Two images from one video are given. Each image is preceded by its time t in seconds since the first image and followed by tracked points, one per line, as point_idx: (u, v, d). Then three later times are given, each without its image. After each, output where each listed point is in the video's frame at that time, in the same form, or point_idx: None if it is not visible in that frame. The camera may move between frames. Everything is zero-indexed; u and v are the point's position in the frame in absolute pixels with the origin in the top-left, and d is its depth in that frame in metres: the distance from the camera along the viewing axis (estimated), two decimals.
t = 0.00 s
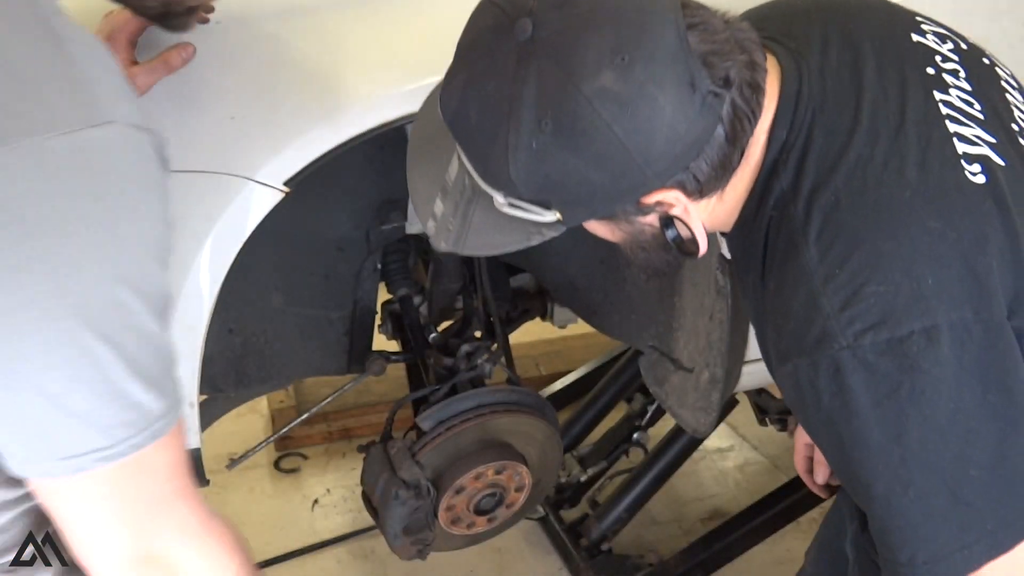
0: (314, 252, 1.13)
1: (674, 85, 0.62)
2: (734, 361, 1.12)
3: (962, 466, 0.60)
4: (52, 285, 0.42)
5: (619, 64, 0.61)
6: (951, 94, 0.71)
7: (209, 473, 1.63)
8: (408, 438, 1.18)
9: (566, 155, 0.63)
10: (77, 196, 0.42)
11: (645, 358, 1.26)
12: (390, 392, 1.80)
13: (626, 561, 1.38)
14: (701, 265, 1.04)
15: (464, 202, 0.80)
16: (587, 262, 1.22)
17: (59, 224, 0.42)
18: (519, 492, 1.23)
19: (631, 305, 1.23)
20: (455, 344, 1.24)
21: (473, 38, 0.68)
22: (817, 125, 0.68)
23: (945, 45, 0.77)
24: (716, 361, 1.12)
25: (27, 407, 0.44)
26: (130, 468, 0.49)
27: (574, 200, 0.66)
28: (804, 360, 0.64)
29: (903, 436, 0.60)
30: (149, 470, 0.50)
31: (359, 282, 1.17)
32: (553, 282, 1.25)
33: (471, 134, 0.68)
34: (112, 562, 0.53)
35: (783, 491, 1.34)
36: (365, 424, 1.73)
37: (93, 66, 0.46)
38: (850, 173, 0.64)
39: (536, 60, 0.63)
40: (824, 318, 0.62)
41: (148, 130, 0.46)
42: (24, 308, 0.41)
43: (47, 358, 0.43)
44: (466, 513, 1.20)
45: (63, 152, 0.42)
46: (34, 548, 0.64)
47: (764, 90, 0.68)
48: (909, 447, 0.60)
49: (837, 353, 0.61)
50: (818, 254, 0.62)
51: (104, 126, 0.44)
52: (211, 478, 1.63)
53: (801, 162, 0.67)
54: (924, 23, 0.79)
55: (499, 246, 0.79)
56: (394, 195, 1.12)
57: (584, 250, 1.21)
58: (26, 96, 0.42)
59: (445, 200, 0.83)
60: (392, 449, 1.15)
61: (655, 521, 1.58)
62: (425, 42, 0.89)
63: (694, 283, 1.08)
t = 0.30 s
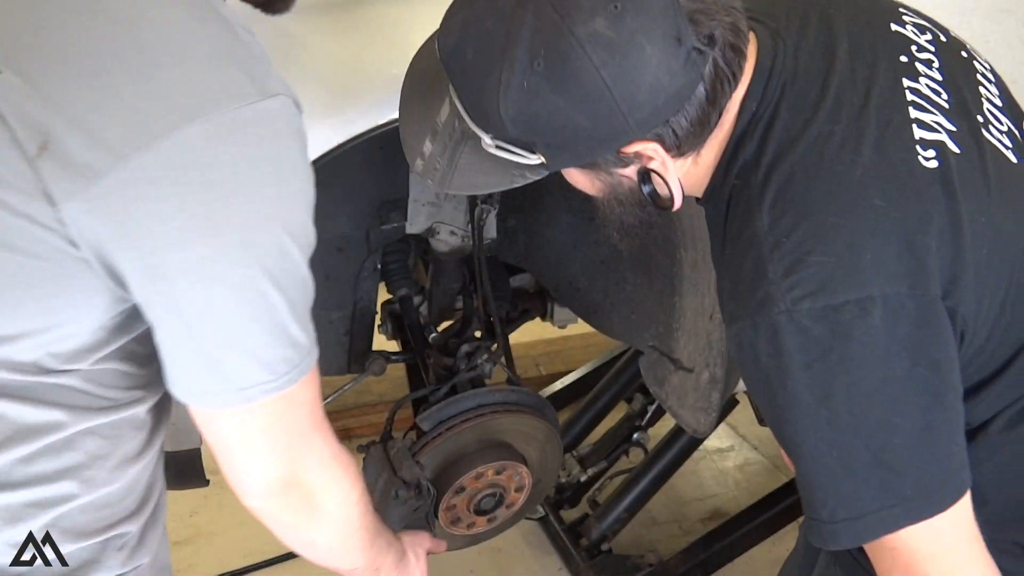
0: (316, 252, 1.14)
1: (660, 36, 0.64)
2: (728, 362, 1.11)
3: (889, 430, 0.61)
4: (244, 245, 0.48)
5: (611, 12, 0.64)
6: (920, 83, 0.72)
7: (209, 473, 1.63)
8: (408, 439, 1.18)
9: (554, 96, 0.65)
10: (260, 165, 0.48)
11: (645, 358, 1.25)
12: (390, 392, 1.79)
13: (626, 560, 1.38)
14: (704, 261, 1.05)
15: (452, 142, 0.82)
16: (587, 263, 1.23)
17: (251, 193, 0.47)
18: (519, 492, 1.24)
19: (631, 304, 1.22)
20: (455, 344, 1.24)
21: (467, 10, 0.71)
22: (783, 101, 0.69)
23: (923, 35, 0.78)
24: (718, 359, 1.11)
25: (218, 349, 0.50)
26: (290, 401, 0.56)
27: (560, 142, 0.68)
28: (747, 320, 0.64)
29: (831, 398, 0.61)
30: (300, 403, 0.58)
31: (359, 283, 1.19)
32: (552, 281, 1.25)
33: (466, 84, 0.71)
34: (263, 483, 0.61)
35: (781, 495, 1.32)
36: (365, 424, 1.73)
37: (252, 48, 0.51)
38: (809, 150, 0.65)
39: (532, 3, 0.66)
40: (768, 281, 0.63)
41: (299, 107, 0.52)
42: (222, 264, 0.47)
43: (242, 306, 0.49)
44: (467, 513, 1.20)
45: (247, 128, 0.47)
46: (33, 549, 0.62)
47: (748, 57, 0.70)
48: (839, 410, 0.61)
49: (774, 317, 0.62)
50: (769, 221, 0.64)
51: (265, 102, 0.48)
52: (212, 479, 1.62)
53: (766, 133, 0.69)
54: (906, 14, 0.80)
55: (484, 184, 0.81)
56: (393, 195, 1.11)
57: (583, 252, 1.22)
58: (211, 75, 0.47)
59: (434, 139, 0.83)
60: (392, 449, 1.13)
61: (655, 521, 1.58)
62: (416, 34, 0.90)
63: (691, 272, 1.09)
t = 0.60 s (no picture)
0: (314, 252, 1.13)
1: (648, 22, 0.65)
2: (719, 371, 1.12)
3: (859, 423, 0.61)
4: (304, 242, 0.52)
5: None
6: (905, 83, 0.72)
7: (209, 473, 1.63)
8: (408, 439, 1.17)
9: (542, 75, 0.66)
10: (318, 169, 0.52)
11: (645, 359, 1.25)
12: (391, 392, 1.80)
13: (627, 561, 1.38)
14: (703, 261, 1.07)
15: (447, 118, 0.84)
16: (587, 263, 1.22)
17: (310, 194, 0.51)
18: (519, 492, 1.24)
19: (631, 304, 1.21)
20: (455, 344, 1.23)
21: None
22: (763, 103, 0.71)
23: (915, 37, 0.79)
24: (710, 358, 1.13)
25: (275, 337, 0.54)
26: (332, 381, 0.60)
27: (546, 121, 0.69)
28: (720, 315, 0.65)
29: (802, 389, 0.61)
30: (342, 383, 0.61)
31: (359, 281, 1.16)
32: (552, 281, 1.25)
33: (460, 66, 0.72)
34: (308, 460, 0.65)
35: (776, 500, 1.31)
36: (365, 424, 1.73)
37: (297, 53, 0.54)
38: (787, 145, 0.66)
39: None
40: (742, 274, 0.63)
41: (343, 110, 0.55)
42: (283, 261, 0.51)
43: (298, 296, 0.53)
44: (466, 512, 1.20)
45: (306, 133, 0.51)
46: (31, 548, 0.60)
47: (736, 53, 0.72)
48: (810, 402, 0.61)
49: (747, 310, 0.62)
50: (745, 215, 0.65)
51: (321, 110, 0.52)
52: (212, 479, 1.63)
53: (745, 133, 0.70)
54: (901, 16, 0.81)
55: (476, 160, 0.85)
56: (395, 195, 1.08)
57: (583, 252, 1.21)
58: (272, 85, 0.50)
59: (431, 113, 0.84)
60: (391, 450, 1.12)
61: (655, 521, 1.57)
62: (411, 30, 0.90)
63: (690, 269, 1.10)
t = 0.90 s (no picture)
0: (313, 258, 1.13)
1: (648, 43, 0.65)
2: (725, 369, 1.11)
3: (861, 433, 0.61)
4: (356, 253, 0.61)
5: (601, 17, 0.64)
6: (896, 92, 0.73)
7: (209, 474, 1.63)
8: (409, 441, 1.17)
9: (543, 95, 0.65)
10: (366, 189, 0.61)
11: (645, 357, 1.25)
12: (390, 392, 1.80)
13: (627, 560, 1.38)
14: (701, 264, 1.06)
15: (449, 140, 0.84)
16: (586, 263, 1.22)
17: (362, 211, 0.61)
18: (519, 492, 1.24)
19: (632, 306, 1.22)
20: (455, 344, 1.23)
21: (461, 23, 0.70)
22: (759, 115, 0.70)
23: (903, 48, 0.79)
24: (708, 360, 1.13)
25: (332, 332, 0.64)
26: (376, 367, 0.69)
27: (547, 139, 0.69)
28: (721, 327, 0.65)
29: (802, 397, 0.61)
30: (386, 368, 0.70)
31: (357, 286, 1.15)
32: (553, 281, 1.25)
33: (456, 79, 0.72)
34: (355, 435, 0.73)
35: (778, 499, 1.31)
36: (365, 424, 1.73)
37: (326, 79, 0.62)
38: (782, 157, 0.66)
39: None
40: (741, 286, 0.63)
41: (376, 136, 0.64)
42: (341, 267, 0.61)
43: (352, 296, 0.63)
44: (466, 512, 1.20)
45: (353, 162, 0.60)
46: (31, 548, 0.64)
47: (733, 71, 0.71)
48: (810, 409, 0.61)
49: (747, 320, 0.62)
50: (744, 227, 0.65)
51: (362, 139, 0.61)
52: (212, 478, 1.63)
53: (742, 147, 0.70)
54: (886, 29, 0.80)
55: (479, 181, 0.84)
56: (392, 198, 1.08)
57: (583, 253, 1.21)
58: (326, 121, 0.59)
59: (432, 134, 0.86)
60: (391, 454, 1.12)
61: (655, 521, 1.57)
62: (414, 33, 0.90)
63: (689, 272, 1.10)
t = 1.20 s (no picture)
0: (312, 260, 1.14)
1: (640, 40, 0.65)
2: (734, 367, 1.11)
3: (861, 430, 0.60)
4: (364, 266, 0.64)
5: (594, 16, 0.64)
6: (903, 86, 0.72)
7: (209, 473, 1.63)
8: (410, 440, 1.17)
9: (542, 97, 0.66)
10: (375, 204, 0.63)
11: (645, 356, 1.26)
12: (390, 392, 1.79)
13: (627, 560, 1.38)
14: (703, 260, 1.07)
15: (449, 149, 0.83)
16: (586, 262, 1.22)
17: (370, 225, 0.63)
18: (519, 492, 1.24)
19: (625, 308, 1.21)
20: (455, 345, 1.23)
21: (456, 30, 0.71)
22: (762, 108, 0.70)
23: (908, 45, 0.78)
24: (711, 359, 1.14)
25: (339, 340, 0.66)
26: (380, 374, 0.71)
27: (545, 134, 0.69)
28: (721, 323, 0.65)
29: (799, 393, 0.61)
30: (390, 376, 0.72)
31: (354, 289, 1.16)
32: (552, 281, 1.25)
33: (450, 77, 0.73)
34: (360, 434, 0.75)
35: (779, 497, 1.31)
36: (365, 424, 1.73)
37: (333, 92, 0.64)
38: (784, 151, 0.66)
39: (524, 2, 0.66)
40: (738, 281, 0.64)
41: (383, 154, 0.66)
42: (349, 279, 0.63)
43: (359, 307, 0.65)
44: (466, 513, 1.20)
45: (363, 178, 0.62)
46: (32, 548, 0.64)
47: (729, 66, 0.72)
48: (807, 404, 0.61)
49: (746, 315, 0.63)
50: (744, 219, 0.65)
51: (371, 158, 0.63)
52: (212, 478, 1.63)
53: (744, 139, 0.70)
54: (892, 24, 0.80)
55: (478, 189, 0.82)
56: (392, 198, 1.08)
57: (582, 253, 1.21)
58: (340, 138, 0.61)
59: (434, 145, 0.85)
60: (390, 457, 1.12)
61: (655, 521, 1.57)
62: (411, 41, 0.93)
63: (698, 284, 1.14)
